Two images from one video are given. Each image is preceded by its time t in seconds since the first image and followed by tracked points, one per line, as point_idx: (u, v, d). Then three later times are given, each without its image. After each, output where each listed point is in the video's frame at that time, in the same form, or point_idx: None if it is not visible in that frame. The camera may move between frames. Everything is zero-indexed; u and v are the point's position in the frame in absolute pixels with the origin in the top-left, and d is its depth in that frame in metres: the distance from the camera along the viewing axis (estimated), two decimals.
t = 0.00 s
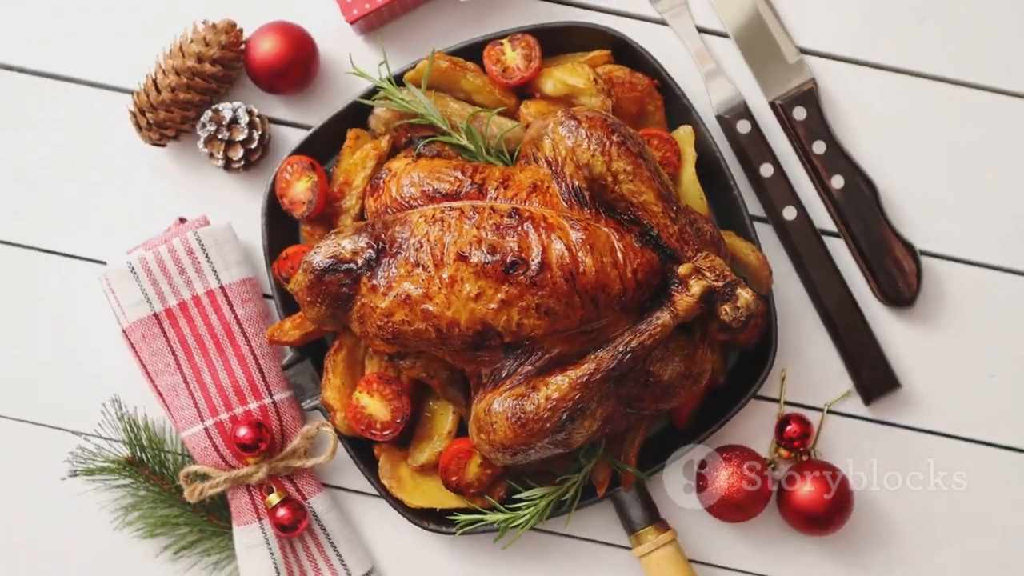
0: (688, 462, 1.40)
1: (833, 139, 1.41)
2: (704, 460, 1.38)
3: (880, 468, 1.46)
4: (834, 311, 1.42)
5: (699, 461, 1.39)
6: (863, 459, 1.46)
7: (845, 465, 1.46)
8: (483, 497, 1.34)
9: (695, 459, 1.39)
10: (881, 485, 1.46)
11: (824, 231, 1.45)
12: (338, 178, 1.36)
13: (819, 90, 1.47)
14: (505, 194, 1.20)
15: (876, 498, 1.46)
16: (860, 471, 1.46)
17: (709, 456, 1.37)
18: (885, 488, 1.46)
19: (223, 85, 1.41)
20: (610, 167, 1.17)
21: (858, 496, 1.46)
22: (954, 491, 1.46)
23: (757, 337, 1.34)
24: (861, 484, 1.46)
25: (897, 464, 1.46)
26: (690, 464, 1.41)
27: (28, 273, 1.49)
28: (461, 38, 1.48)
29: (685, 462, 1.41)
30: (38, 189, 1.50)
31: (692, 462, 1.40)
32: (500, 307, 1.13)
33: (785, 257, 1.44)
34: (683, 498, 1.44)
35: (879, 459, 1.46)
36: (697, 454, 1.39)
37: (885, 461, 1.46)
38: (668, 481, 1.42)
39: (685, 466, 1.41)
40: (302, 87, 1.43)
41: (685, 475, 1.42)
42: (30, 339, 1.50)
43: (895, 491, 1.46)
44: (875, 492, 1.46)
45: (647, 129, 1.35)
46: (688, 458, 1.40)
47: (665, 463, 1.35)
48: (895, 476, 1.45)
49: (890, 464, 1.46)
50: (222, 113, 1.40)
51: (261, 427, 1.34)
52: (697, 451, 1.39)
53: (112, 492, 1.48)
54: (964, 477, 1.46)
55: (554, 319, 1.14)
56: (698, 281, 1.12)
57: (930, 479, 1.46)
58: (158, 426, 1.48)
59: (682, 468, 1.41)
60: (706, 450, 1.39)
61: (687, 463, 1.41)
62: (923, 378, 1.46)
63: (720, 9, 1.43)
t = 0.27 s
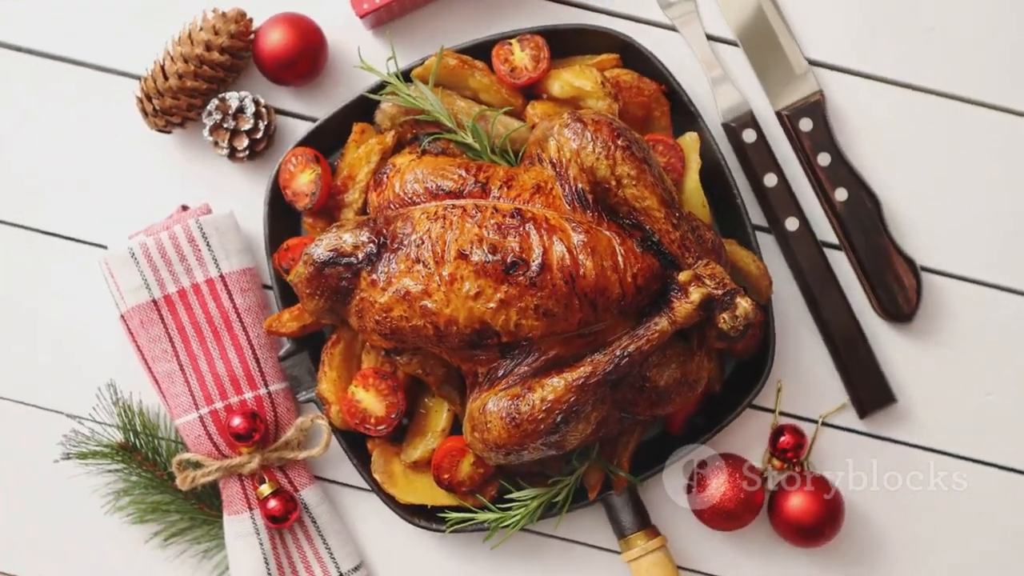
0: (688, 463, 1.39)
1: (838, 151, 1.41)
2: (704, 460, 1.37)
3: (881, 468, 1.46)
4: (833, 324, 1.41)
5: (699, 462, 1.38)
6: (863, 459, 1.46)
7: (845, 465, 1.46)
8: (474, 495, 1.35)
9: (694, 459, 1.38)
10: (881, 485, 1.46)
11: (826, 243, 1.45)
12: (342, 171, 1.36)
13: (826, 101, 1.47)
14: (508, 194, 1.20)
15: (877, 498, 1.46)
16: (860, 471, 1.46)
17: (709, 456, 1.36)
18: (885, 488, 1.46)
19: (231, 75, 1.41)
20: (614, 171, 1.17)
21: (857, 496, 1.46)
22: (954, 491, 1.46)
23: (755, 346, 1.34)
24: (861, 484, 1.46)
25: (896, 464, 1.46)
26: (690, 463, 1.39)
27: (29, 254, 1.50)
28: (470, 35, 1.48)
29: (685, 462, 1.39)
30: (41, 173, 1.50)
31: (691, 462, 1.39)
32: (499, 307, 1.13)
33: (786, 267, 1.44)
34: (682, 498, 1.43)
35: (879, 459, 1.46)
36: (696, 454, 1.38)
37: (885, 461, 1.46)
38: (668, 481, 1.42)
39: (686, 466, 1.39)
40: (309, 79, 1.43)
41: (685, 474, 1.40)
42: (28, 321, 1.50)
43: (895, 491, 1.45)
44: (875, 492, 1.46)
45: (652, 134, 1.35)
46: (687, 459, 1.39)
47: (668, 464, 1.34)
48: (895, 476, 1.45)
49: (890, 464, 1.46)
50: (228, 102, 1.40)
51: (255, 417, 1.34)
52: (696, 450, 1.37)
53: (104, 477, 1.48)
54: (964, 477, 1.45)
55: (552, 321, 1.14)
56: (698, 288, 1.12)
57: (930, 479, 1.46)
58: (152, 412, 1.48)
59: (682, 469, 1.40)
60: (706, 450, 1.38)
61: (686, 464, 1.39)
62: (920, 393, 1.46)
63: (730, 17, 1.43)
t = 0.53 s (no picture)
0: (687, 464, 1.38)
1: (844, 165, 1.41)
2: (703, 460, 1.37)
3: (881, 468, 1.45)
4: (831, 339, 1.41)
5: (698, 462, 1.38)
6: (863, 459, 1.46)
7: (845, 465, 1.46)
8: (465, 493, 1.35)
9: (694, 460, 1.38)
10: (881, 485, 1.45)
11: (827, 257, 1.45)
12: (347, 163, 1.36)
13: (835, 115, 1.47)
14: (512, 194, 1.19)
15: (876, 498, 1.45)
16: (860, 471, 1.46)
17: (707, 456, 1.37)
18: (885, 488, 1.45)
19: (241, 62, 1.41)
20: (618, 175, 1.17)
21: (856, 495, 1.46)
22: (954, 491, 1.46)
23: (752, 356, 1.34)
24: (861, 484, 1.45)
25: (896, 464, 1.46)
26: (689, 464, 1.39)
27: (30, 232, 1.49)
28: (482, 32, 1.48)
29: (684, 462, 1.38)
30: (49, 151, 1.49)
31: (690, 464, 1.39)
32: (497, 306, 1.13)
33: (787, 280, 1.43)
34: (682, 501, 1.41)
35: (879, 459, 1.46)
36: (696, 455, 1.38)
37: (885, 461, 1.46)
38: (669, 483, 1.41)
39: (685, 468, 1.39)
40: (318, 70, 1.43)
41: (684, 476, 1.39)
42: (26, 299, 1.50)
43: (895, 492, 1.45)
44: (875, 492, 1.45)
45: (659, 141, 1.35)
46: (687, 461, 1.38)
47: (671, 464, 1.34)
48: (895, 476, 1.45)
49: (890, 464, 1.46)
50: (237, 90, 1.40)
51: (249, 405, 1.34)
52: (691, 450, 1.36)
53: (96, 458, 1.48)
54: (963, 477, 1.46)
55: (550, 323, 1.14)
56: (697, 297, 1.12)
57: (930, 479, 1.46)
58: (146, 396, 1.48)
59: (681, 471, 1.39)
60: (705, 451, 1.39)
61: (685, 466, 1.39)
62: (917, 408, 1.46)
63: (743, 28, 1.44)
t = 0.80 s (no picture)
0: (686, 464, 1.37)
1: (848, 180, 1.41)
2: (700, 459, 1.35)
3: (880, 468, 1.46)
4: (828, 354, 1.41)
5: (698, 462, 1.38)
6: (863, 459, 1.46)
7: (845, 466, 1.46)
8: (455, 491, 1.35)
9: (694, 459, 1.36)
10: (880, 485, 1.46)
11: (827, 272, 1.45)
12: (353, 155, 1.36)
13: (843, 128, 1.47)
14: (516, 194, 1.19)
15: (876, 498, 1.46)
16: (859, 471, 1.46)
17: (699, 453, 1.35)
18: (884, 488, 1.46)
19: (250, 50, 1.42)
20: (622, 181, 1.17)
21: (854, 496, 1.46)
22: (954, 491, 1.46)
23: (748, 367, 1.34)
24: (860, 484, 1.46)
25: (896, 464, 1.46)
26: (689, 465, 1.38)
27: (32, 211, 1.50)
28: (491, 29, 1.48)
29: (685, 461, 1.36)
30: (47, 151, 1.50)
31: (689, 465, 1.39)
32: (496, 306, 1.14)
33: (787, 292, 1.43)
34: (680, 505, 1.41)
35: (878, 458, 1.46)
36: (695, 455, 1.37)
37: (884, 460, 1.46)
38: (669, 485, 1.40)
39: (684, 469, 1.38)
40: (328, 61, 1.43)
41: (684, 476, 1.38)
42: (25, 277, 1.50)
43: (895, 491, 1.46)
44: (874, 492, 1.46)
45: (665, 147, 1.35)
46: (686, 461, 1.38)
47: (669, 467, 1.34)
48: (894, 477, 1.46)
49: (890, 464, 1.46)
50: (245, 78, 1.40)
51: (243, 393, 1.34)
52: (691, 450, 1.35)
53: (88, 439, 1.48)
54: (964, 477, 1.45)
55: (548, 325, 1.14)
56: (696, 305, 1.12)
57: (929, 480, 1.46)
58: (141, 379, 1.48)
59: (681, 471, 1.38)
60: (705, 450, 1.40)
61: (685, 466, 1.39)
62: (916, 418, 1.46)
63: (753, 39, 1.44)
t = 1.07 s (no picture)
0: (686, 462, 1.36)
1: (852, 193, 1.41)
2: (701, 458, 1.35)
3: (880, 468, 1.46)
4: (824, 365, 1.41)
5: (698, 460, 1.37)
6: (863, 459, 1.46)
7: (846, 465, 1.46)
8: (447, 489, 1.35)
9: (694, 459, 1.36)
10: (881, 485, 1.46)
11: (827, 283, 1.45)
12: (358, 149, 1.36)
13: (848, 140, 1.47)
14: (519, 195, 1.19)
15: (876, 498, 1.46)
16: (860, 471, 1.46)
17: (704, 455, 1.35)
18: (885, 488, 1.46)
19: (259, 41, 1.42)
20: (625, 186, 1.17)
21: (854, 495, 1.46)
22: (954, 491, 1.45)
23: (745, 375, 1.34)
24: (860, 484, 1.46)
25: (896, 464, 1.46)
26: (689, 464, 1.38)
27: (35, 193, 1.50)
28: (500, 27, 1.48)
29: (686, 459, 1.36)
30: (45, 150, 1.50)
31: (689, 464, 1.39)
32: (494, 305, 1.14)
33: (786, 302, 1.43)
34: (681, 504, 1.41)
35: (879, 459, 1.46)
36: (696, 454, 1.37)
37: (884, 460, 1.46)
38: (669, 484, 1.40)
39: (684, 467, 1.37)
40: (336, 54, 1.43)
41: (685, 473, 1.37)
42: (26, 259, 1.50)
43: (895, 491, 1.46)
44: (874, 492, 1.46)
45: (669, 153, 1.35)
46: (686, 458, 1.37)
47: (668, 470, 1.35)
48: (894, 476, 1.46)
49: (890, 464, 1.46)
50: (253, 68, 1.40)
51: (238, 383, 1.34)
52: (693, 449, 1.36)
53: (83, 423, 1.48)
54: (964, 477, 1.45)
55: (546, 326, 1.14)
56: (695, 312, 1.12)
57: (930, 480, 1.45)
58: (138, 365, 1.48)
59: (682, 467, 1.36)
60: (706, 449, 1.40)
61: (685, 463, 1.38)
62: (915, 426, 1.46)
63: (762, 48, 1.44)
